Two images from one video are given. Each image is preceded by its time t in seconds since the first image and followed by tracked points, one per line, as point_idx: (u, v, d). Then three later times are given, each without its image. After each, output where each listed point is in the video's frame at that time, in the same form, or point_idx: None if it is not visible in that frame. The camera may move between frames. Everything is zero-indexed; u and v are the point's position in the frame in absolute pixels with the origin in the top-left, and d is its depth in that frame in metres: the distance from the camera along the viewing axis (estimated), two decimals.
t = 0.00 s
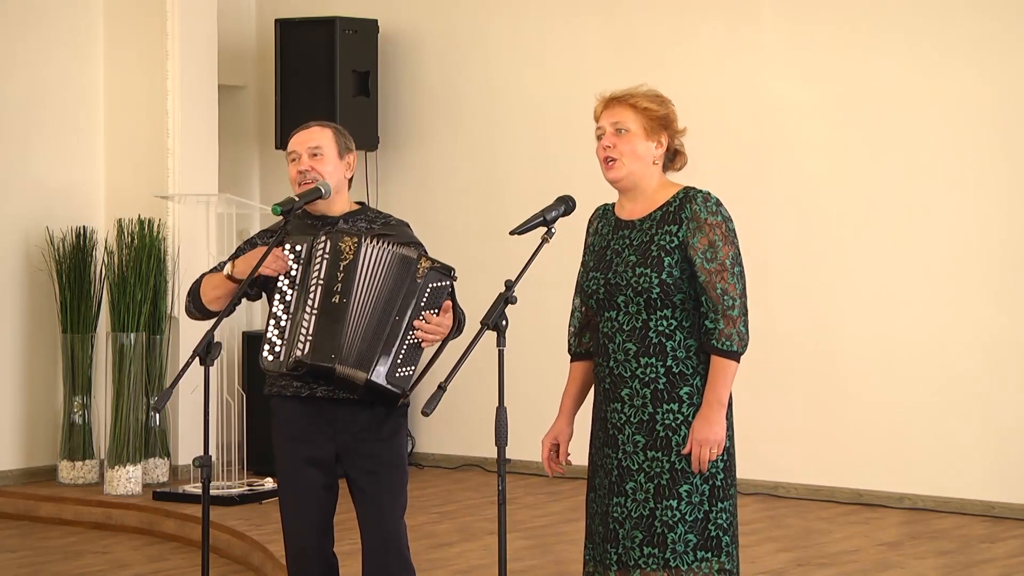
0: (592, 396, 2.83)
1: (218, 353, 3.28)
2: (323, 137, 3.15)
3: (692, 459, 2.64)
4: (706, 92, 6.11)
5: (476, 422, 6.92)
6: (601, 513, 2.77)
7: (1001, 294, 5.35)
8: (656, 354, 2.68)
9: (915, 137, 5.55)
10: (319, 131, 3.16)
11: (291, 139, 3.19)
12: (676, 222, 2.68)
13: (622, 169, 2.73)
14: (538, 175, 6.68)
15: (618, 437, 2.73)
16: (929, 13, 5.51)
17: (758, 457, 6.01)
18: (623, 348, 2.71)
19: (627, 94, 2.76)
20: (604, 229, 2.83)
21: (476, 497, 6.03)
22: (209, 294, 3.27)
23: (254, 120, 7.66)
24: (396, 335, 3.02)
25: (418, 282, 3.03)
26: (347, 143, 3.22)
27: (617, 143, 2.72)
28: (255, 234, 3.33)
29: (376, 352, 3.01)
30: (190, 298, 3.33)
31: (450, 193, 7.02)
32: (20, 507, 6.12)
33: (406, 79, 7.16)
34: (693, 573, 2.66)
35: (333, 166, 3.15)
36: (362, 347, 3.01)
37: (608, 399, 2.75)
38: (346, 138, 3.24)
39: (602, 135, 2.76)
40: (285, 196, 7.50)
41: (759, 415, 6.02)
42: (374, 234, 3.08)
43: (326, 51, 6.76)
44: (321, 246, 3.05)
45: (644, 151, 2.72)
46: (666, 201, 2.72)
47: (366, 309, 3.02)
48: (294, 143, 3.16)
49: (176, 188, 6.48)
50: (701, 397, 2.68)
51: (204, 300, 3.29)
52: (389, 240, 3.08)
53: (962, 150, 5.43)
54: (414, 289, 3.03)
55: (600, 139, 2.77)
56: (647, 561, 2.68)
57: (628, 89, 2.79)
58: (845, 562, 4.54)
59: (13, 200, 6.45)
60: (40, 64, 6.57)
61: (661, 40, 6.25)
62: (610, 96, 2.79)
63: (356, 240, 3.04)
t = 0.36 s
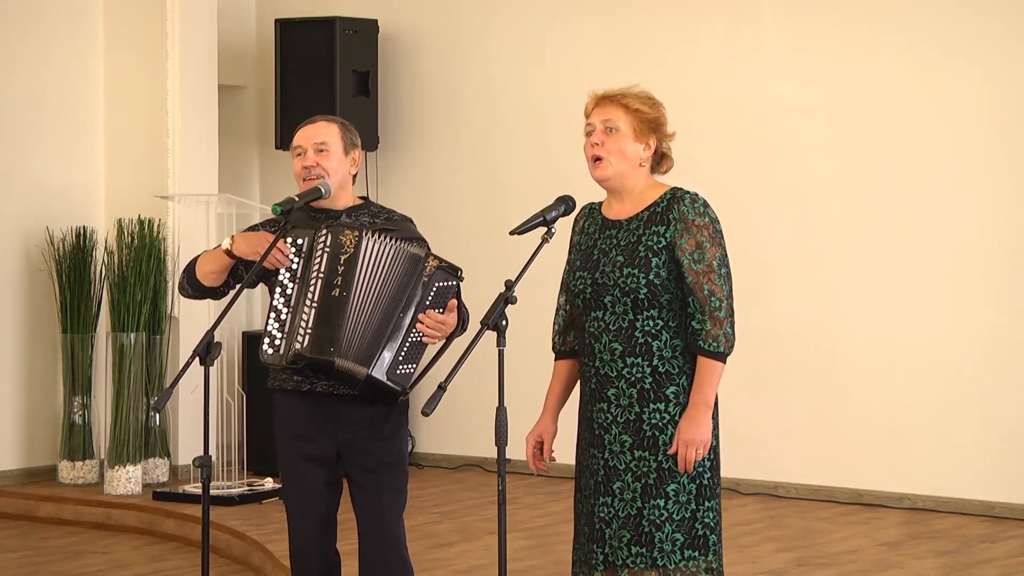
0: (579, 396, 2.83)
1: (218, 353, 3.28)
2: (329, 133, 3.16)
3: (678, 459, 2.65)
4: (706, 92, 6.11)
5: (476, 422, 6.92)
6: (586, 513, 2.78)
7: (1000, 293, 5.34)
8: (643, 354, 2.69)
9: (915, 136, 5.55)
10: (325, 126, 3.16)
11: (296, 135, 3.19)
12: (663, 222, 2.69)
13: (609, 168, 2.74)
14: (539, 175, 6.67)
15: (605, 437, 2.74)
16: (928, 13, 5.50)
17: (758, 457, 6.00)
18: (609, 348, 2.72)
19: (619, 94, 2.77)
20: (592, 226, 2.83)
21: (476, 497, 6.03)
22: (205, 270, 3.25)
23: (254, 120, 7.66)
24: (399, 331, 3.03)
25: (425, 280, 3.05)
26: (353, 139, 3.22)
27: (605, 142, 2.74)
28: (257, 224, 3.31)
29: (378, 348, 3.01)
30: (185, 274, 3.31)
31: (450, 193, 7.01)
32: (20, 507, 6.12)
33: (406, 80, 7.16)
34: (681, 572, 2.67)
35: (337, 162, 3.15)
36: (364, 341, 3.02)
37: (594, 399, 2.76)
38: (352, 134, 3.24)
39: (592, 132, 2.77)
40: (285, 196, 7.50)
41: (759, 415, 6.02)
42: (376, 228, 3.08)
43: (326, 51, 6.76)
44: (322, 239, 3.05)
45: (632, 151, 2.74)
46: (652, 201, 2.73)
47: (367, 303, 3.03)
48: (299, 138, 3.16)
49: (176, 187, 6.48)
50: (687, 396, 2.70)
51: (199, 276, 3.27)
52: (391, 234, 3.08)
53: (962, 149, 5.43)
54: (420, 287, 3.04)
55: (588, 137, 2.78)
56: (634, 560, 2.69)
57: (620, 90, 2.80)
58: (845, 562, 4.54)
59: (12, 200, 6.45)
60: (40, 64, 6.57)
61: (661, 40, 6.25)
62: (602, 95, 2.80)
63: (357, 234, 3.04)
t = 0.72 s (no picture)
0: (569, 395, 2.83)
1: (219, 353, 3.28)
2: (335, 134, 3.14)
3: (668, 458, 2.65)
4: (706, 91, 6.11)
5: (476, 422, 6.92)
6: (581, 514, 2.78)
7: (1000, 293, 5.34)
8: (634, 354, 2.69)
9: (915, 137, 5.54)
10: (330, 127, 3.15)
11: (300, 134, 3.17)
12: (651, 222, 2.69)
13: (602, 171, 2.74)
14: (539, 174, 6.67)
15: (597, 438, 2.74)
16: (928, 13, 5.50)
17: (758, 457, 6.00)
18: (600, 349, 2.72)
19: (605, 96, 2.76)
20: (578, 227, 2.83)
21: (476, 497, 6.03)
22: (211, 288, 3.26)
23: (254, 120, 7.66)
24: (402, 339, 3.03)
25: (433, 291, 3.05)
26: (356, 141, 3.22)
27: (597, 146, 2.73)
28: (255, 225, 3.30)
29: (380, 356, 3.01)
30: (191, 284, 3.33)
31: (450, 192, 7.02)
32: (20, 507, 6.13)
33: (406, 80, 7.16)
34: (677, 571, 2.67)
35: (342, 164, 3.14)
36: (367, 347, 3.01)
37: (586, 400, 2.76)
38: (354, 135, 3.23)
39: (581, 135, 2.75)
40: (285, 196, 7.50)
41: (759, 415, 6.02)
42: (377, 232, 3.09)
43: (326, 51, 6.76)
44: (324, 241, 3.04)
45: (622, 153, 2.73)
46: (641, 200, 2.74)
47: (370, 309, 3.02)
48: (304, 138, 3.14)
49: (176, 187, 6.48)
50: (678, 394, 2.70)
51: (205, 290, 3.28)
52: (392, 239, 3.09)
53: (962, 150, 5.42)
54: (426, 296, 3.04)
55: (578, 140, 2.76)
56: (631, 560, 2.69)
57: (603, 91, 2.79)
58: (845, 563, 4.54)
59: (13, 200, 6.45)
60: (39, 64, 6.57)
61: (661, 40, 6.24)
62: (587, 97, 2.78)
63: (359, 237, 3.04)
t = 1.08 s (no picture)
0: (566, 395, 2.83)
1: (218, 353, 3.28)
2: (342, 142, 3.15)
3: (669, 460, 2.66)
4: (706, 92, 6.11)
5: (476, 422, 6.92)
6: (579, 514, 2.78)
7: (1000, 293, 5.34)
8: (633, 354, 2.69)
9: (916, 137, 5.54)
10: (337, 135, 3.15)
11: (306, 141, 3.16)
12: (650, 223, 2.70)
13: (599, 174, 2.74)
14: (538, 174, 6.67)
15: (595, 438, 2.73)
16: (927, 13, 5.50)
17: (759, 457, 6.00)
18: (599, 349, 2.72)
19: (597, 98, 2.75)
20: (574, 228, 2.83)
21: (476, 497, 6.03)
22: (212, 298, 3.28)
23: (254, 119, 7.66)
24: (404, 355, 3.04)
25: (438, 309, 3.04)
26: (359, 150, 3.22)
27: (595, 148, 2.72)
28: (254, 234, 3.32)
29: (382, 372, 3.03)
30: (192, 295, 3.35)
31: (450, 191, 7.02)
32: (20, 507, 6.13)
33: (406, 79, 7.16)
34: (675, 570, 2.68)
35: (349, 173, 3.14)
36: (369, 364, 3.02)
37: (584, 401, 2.76)
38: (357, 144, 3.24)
39: (576, 139, 2.74)
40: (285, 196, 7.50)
41: (759, 415, 6.02)
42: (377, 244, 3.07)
43: (326, 51, 6.75)
44: (326, 253, 3.00)
45: (619, 155, 2.74)
46: (637, 202, 2.74)
47: (372, 324, 3.01)
48: (311, 145, 3.13)
49: (176, 187, 6.48)
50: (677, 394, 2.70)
51: (207, 299, 3.30)
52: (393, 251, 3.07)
53: (963, 149, 5.42)
54: (430, 314, 3.04)
55: (574, 143, 2.75)
56: (631, 559, 2.69)
57: (593, 91, 2.78)
58: (845, 563, 4.54)
59: (12, 200, 6.45)
60: (39, 64, 6.57)
61: (661, 40, 6.24)
62: (580, 100, 2.77)
63: (361, 251, 3.01)
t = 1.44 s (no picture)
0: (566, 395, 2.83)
1: (218, 353, 3.28)
2: (347, 132, 3.17)
3: (672, 458, 2.66)
4: (706, 92, 6.11)
5: (475, 422, 6.92)
6: (580, 515, 2.78)
7: (1000, 293, 5.34)
8: (634, 354, 2.69)
9: (916, 137, 5.54)
10: (342, 126, 3.18)
11: (310, 131, 3.18)
12: (651, 223, 2.70)
13: (601, 169, 2.74)
14: (538, 174, 6.68)
15: (596, 439, 2.73)
16: (927, 13, 5.51)
17: (758, 458, 6.00)
18: (600, 349, 2.72)
19: (606, 95, 2.78)
20: (574, 229, 2.83)
21: (476, 497, 6.03)
22: (211, 285, 3.27)
23: (254, 120, 7.66)
24: (412, 347, 3.04)
25: (446, 299, 3.05)
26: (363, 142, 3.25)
27: (598, 141, 2.73)
28: (257, 224, 3.32)
29: (390, 364, 3.04)
30: (192, 282, 3.34)
31: (450, 191, 7.02)
32: (20, 507, 6.13)
33: (406, 80, 7.16)
34: (676, 570, 2.68)
35: (355, 162, 3.17)
36: (373, 351, 3.01)
37: (584, 401, 2.76)
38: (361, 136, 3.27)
39: (581, 132, 2.76)
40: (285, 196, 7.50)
41: (759, 415, 6.02)
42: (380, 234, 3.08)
43: (326, 51, 6.75)
44: (329, 241, 2.99)
45: (623, 152, 2.75)
46: (638, 202, 2.74)
47: (376, 312, 3.00)
48: (316, 135, 3.16)
49: (176, 187, 6.48)
50: (678, 394, 2.70)
51: (205, 285, 3.29)
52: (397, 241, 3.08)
53: (963, 149, 5.42)
54: (438, 304, 3.05)
55: (578, 135, 2.77)
56: (632, 560, 2.69)
57: (604, 91, 2.81)
58: (845, 563, 4.54)
59: (12, 200, 6.45)
60: (39, 64, 6.57)
61: (661, 40, 6.25)
62: (589, 95, 2.80)
63: (363, 238, 3.00)
